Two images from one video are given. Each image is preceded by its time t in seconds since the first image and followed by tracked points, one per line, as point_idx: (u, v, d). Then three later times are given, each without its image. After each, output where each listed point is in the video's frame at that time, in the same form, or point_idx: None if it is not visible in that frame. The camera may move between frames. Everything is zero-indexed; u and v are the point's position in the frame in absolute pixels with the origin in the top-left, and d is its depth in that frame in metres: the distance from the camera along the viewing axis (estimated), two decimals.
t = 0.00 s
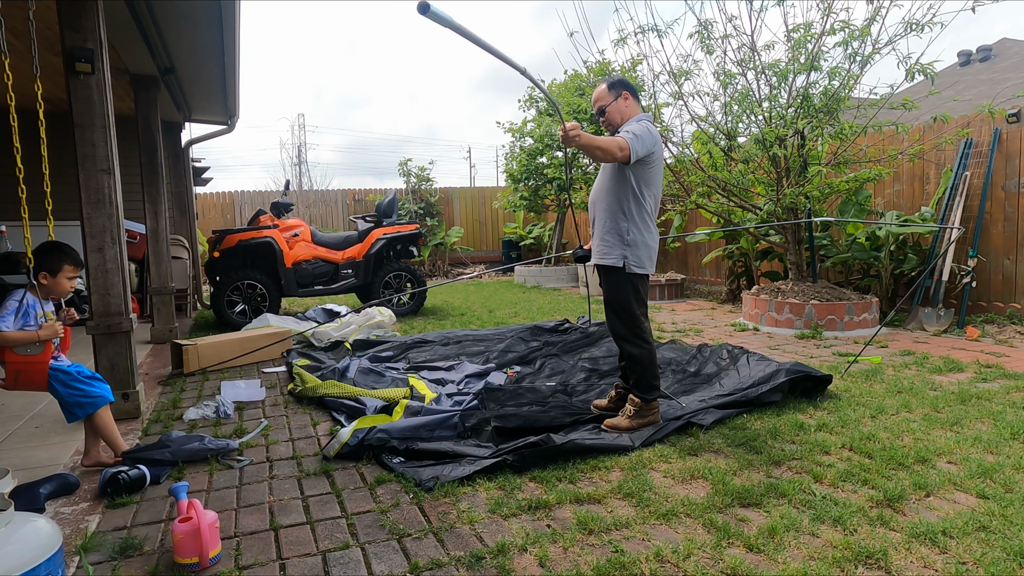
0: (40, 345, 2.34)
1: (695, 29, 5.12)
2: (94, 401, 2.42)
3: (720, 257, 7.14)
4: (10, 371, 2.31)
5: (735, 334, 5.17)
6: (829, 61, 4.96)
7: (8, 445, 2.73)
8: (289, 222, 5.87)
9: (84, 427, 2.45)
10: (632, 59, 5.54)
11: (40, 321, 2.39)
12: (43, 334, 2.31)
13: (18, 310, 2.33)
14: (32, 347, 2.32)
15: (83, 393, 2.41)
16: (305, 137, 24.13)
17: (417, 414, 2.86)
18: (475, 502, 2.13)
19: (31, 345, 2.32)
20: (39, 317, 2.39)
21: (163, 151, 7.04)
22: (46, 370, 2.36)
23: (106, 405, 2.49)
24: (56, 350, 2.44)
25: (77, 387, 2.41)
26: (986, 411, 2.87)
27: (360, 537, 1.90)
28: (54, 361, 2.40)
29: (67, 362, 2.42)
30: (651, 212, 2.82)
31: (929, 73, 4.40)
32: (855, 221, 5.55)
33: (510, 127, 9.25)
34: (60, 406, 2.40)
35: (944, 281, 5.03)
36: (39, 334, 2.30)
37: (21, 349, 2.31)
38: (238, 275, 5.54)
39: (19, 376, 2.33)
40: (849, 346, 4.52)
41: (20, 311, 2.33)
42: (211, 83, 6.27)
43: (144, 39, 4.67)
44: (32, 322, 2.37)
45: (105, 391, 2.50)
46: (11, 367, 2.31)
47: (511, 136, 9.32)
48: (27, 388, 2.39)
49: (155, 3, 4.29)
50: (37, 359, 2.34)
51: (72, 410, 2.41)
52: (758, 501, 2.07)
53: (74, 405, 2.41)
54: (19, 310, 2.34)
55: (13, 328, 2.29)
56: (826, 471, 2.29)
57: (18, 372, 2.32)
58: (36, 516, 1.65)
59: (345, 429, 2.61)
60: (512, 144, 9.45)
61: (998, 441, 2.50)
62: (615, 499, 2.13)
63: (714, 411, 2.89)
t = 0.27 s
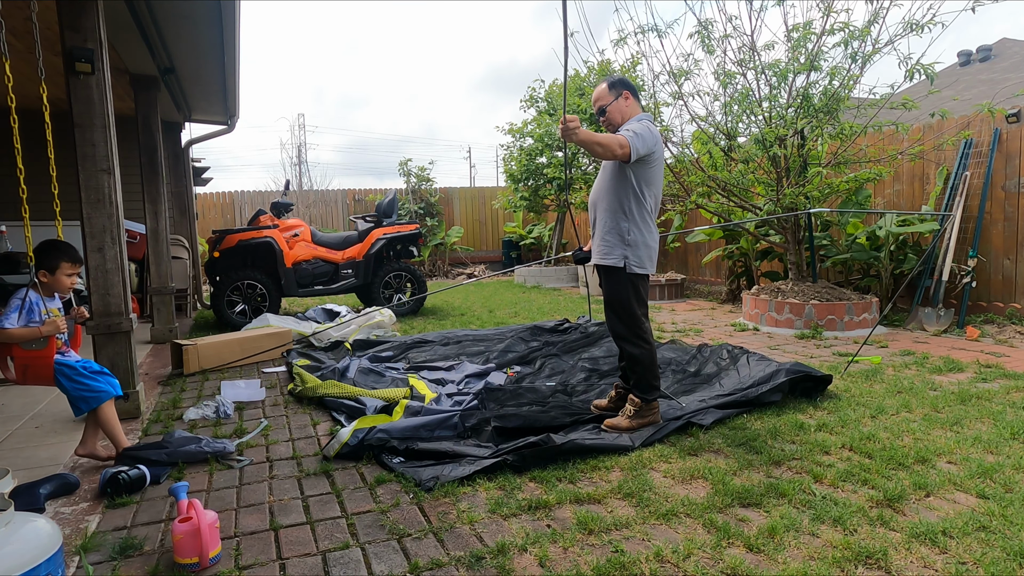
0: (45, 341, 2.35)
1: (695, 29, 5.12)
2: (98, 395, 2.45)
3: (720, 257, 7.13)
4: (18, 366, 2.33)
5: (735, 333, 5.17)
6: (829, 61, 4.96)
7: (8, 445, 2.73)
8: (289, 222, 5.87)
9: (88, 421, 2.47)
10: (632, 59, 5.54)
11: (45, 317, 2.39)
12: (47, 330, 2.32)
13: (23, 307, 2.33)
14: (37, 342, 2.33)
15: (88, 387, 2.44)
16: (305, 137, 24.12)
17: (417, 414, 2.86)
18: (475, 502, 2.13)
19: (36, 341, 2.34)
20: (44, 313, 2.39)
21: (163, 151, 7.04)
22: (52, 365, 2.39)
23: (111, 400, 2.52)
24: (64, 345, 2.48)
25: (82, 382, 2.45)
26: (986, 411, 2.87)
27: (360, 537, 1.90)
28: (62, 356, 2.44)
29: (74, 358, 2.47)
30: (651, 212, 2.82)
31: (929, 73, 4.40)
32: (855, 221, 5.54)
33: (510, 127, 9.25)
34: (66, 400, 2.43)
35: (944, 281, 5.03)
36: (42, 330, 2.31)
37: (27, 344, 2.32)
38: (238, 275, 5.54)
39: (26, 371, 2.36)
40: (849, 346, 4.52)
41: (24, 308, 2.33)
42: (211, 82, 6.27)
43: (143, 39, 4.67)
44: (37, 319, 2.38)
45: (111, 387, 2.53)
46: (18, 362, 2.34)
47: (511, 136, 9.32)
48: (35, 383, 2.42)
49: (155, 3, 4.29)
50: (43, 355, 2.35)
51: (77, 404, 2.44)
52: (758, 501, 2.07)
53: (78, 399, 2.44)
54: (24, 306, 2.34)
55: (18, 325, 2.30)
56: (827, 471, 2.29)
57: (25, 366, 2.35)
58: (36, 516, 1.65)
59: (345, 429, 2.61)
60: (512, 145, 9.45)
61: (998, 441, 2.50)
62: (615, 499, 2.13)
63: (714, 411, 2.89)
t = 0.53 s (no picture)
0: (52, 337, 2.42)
1: (695, 29, 5.12)
2: (105, 388, 2.50)
3: (720, 257, 7.13)
4: (28, 361, 2.40)
5: (735, 333, 5.17)
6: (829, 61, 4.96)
7: (8, 445, 2.73)
8: (289, 222, 5.87)
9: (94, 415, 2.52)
10: (632, 59, 5.54)
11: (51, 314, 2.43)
12: (54, 326, 2.37)
13: (29, 305, 2.38)
14: (44, 338, 2.40)
15: (94, 380, 2.50)
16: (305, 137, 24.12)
17: (417, 414, 2.86)
18: (475, 502, 2.13)
19: (43, 337, 2.40)
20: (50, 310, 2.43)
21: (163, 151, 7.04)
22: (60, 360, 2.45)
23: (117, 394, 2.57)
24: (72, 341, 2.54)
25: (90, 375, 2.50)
26: (986, 411, 2.87)
27: (360, 537, 1.90)
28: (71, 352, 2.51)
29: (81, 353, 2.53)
30: (652, 212, 2.82)
31: (929, 73, 4.40)
32: (855, 221, 5.54)
33: (510, 127, 9.25)
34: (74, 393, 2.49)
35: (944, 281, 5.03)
36: (48, 325, 2.36)
37: (35, 340, 2.39)
38: (238, 275, 5.54)
39: (36, 366, 2.43)
40: (849, 346, 4.51)
41: (30, 305, 2.38)
42: (211, 82, 6.27)
43: (143, 39, 4.67)
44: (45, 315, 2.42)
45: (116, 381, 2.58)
46: (28, 358, 2.40)
47: (511, 136, 9.32)
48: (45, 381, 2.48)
49: (155, 3, 4.29)
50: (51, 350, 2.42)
51: (85, 397, 2.49)
52: (758, 501, 2.07)
53: (86, 392, 2.49)
54: (30, 304, 2.39)
55: (26, 322, 2.35)
56: (826, 471, 2.29)
57: (35, 362, 2.41)
58: (36, 516, 1.65)
59: (345, 429, 2.61)
60: (512, 144, 9.45)
61: (998, 441, 2.50)
62: (615, 499, 2.13)
63: (714, 411, 2.89)
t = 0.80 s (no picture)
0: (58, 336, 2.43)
1: (695, 29, 5.12)
2: (114, 382, 2.57)
3: (720, 257, 7.14)
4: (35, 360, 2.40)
5: (735, 333, 5.17)
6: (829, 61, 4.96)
7: (8, 445, 2.73)
8: (289, 222, 5.87)
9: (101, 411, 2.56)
10: (632, 59, 5.54)
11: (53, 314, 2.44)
12: (62, 325, 2.38)
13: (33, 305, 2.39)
14: (52, 336, 2.41)
15: (103, 375, 2.56)
16: (304, 138, 24.12)
17: (417, 414, 2.86)
18: (475, 502, 2.13)
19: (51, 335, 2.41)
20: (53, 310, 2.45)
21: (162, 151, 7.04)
22: (68, 357, 2.48)
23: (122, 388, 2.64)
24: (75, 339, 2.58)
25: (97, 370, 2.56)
26: (986, 411, 2.87)
27: (360, 537, 1.90)
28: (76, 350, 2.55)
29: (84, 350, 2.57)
30: (652, 212, 2.82)
31: (929, 73, 4.40)
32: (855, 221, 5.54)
33: (510, 127, 9.25)
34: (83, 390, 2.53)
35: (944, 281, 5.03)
36: (57, 324, 2.37)
37: (43, 339, 2.40)
38: (238, 275, 5.54)
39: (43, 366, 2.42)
40: (849, 346, 4.52)
41: (34, 305, 2.40)
42: (211, 83, 6.27)
43: (143, 39, 4.67)
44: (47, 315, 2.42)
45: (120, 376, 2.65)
46: (35, 358, 2.40)
47: (511, 136, 9.32)
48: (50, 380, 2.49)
49: (154, 3, 4.29)
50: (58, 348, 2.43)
51: (94, 393, 2.54)
52: (758, 501, 2.07)
53: (95, 387, 2.54)
54: (33, 304, 2.40)
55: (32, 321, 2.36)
56: (826, 471, 2.29)
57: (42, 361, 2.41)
58: (36, 516, 1.65)
59: (345, 429, 2.61)
60: (512, 144, 9.45)
61: (998, 441, 2.50)
62: (615, 499, 2.13)
63: (714, 411, 2.89)
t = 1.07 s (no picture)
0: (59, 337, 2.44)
1: (695, 29, 5.13)
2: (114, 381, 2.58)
3: (720, 257, 7.14)
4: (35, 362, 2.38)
5: (735, 333, 5.17)
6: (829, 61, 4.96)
7: (8, 445, 2.73)
8: (289, 223, 5.87)
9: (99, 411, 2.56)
10: (632, 59, 5.54)
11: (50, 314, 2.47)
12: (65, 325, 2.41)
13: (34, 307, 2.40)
14: (53, 337, 2.41)
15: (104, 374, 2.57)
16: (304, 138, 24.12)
17: (417, 414, 2.86)
18: (475, 502, 2.13)
19: (53, 336, 2.41)
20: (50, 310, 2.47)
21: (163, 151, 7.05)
22: (67, 358, 2.48)
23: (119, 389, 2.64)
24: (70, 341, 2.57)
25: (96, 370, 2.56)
26: (986, 411, 2.87)
27: (360, 537, 1.90)
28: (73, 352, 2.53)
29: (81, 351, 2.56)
30: (652, 213, 2.82)
31: (929, 73, 4.41)
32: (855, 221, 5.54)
33: (510, 127, 9.25)
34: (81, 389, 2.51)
35: (944, 281, 5.04)
36: (61, 324, 2.40)
37: (44, 340, 2.40)
38: (238, 275, 5.54)
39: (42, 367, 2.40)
40: (849, 346, 4.52)
41: (35, 306, 2.41)
42: (211, 83, 6.27)
43: (143, 39, 4.67)
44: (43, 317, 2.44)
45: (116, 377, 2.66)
46: (34, 359, 2.39)
47: (511, 136, 9.32)
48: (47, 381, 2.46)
49: (154, 3, 4.29)
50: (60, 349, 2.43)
51: (93, 392, 2.53)
52: (758, 501, 2.07)
53: (95, 386, 2.53)
54: (34, 306, 2.41)
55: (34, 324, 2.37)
56: (826, 471, 2.29)
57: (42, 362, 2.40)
58: (36, 516, 1.65)
59: (345, 429, 2.61)
60: (512, 145, 9.45)
61: (998, 441, 2.50)
62: (615, 499, 2.13)
63: (714, 411, 2.89)
